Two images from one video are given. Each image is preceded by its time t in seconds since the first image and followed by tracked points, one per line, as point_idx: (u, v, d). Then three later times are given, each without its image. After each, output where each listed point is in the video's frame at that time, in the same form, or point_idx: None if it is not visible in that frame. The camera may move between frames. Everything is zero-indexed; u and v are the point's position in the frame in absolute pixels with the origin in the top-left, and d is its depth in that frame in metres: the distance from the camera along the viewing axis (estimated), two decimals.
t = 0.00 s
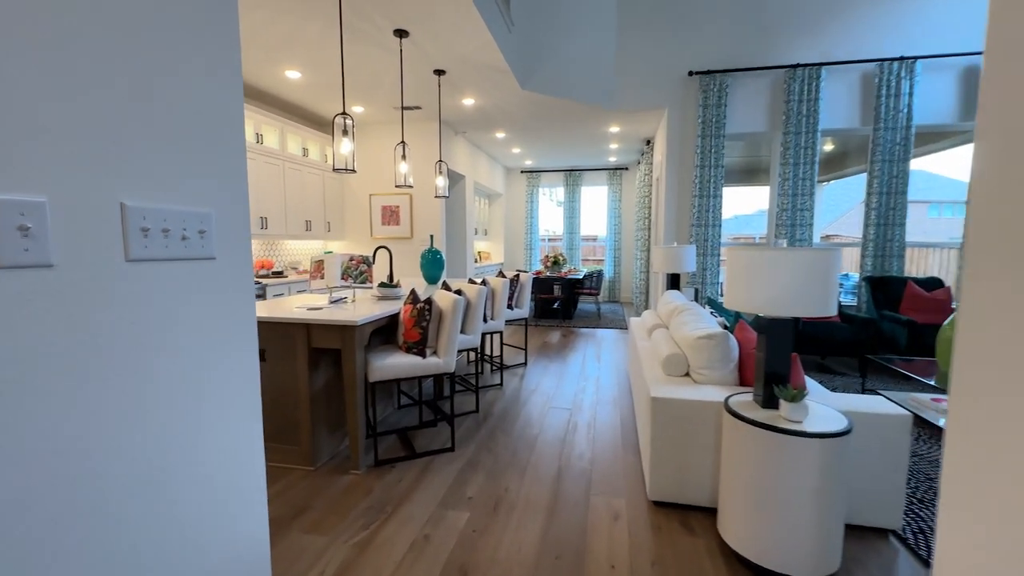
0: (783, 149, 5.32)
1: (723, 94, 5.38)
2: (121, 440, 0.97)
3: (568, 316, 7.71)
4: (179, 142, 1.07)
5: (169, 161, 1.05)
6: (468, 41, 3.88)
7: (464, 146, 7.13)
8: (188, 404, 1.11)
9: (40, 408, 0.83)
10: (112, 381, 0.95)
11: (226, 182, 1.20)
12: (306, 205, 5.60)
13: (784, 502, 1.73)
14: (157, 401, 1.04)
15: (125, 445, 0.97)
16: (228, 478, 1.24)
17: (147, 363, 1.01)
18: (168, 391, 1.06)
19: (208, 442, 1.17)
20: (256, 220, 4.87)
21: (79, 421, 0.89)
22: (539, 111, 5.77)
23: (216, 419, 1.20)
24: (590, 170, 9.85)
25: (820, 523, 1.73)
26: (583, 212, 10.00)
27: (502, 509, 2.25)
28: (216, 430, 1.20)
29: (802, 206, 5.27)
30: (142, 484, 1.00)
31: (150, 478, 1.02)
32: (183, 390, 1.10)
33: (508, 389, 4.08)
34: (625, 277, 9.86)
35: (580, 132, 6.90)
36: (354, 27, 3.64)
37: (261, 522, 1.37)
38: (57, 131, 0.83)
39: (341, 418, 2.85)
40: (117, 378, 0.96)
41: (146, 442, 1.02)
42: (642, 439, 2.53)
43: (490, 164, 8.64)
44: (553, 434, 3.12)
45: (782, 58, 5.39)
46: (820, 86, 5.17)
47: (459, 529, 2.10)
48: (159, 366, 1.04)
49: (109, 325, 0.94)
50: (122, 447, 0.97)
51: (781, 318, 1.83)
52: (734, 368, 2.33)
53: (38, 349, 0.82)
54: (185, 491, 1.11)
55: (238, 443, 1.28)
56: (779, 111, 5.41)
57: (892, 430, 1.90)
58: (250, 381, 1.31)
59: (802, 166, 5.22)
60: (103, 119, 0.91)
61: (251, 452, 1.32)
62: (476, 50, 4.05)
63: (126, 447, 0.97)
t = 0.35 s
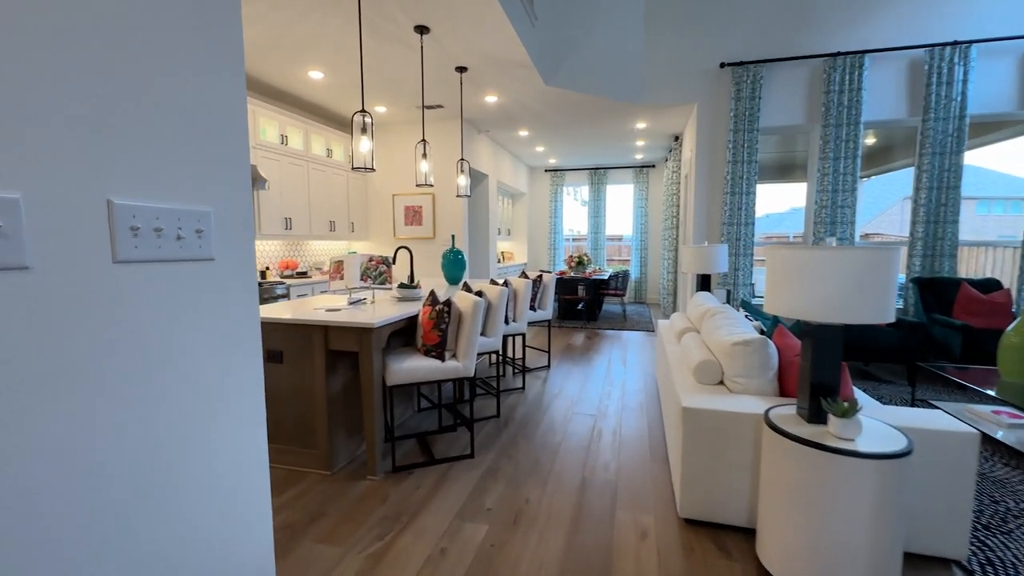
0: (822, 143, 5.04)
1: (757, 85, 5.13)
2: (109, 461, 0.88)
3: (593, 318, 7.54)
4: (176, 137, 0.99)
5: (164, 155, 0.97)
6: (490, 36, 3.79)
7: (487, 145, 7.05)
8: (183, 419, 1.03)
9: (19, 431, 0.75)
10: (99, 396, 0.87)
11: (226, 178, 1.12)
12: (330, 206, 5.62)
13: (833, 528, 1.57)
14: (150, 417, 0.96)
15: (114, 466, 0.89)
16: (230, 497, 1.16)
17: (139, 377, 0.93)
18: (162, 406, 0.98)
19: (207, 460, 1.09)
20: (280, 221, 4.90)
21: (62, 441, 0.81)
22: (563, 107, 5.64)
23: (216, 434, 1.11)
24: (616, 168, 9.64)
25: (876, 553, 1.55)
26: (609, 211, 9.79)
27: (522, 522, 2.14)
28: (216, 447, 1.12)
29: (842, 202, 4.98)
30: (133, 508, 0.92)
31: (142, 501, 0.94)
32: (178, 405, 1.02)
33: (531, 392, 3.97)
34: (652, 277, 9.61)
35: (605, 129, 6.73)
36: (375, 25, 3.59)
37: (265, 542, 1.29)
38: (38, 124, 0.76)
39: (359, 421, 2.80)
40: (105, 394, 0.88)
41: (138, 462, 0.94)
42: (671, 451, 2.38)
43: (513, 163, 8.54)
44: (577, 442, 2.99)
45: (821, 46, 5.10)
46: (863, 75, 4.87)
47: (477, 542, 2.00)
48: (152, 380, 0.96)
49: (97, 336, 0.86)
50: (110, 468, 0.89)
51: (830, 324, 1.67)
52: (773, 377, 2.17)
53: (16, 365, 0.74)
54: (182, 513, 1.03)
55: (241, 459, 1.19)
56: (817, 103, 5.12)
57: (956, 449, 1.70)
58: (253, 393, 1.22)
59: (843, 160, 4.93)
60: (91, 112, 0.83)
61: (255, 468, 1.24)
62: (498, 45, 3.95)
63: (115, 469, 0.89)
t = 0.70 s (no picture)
0: (862, 137, 4.74)
1: (790, 77, 4.86)
2: (75, 486, 0.80)
3: (616, 320, 7.35)
4: (155, 131, 0.91)
5: (140, 150, 0.89)
6: (509, 31, 3.68)
7: (507, 144, 6.95)
8: (164, 437, 0.95)
9: None
10: (65, 415, 0.78)
11: (213, 175, 1.04)
12: (350, 207, 5.63)
13: (886, 563, 1.40)
14: (125, 436, 0.88)
15: (82, 491, 0.81)
16: (218, 521, 1.07)
17: (111, 392, 0.85)
18: (139, 424, 0.90)
19: (191, 481, 1.01)
20: (300, 222, 4.90)
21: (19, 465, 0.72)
22: (585, 104, 5.49)
23: (202, 454, 1.03)
24: (639, 166, 9.41)
25: None
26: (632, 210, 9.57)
27: (537, 540, 2.03)
28: (203, 467, 1.03)
29: (884, 200, 4.68)
30: (107, 535, 0.85)
31: (116, 529, 0.86)
32: (158, 422, 0.94)
33: (550, 398, 3.84)
34: (677, 279, 9.35)
35: (630, 126, 6.55)
36: (391, 23, 3.53)
37: (258, 566, 1.20)
38: None
39: (370, 427, 2.73)
40: (71, 412, 0.79)
41: (109, 486, 0.85)
42: (698, 466, 2.22)
43: (534, 163, 8.41)
44: (597, 452, 2.85)
45: (861, 34, 4.81)
46: (907, 64, 4.57)
47: (489, 560, 1.89)
48: (126, 396, 0.88)
49: (63, 347, 0.78)
50: (78, 493, 0.80)
51: (879, 336, 1.50)
52: (810, 389, 1.99)
53: None
54: (163, 539, 0.94)
55: (231, 479, 1.11)
56: (856, 95, 4.83)
57: None
58: (244, 407, 1.14)
59: (885, 155, 4.63)
60: (55, 101, 0.75)
61: (247, 488, 1.15)
62: (518, 41, 3.85)
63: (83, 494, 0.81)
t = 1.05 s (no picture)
0: (898, 130, 4.49)
1: (821, 69, 4.63)
2: (49, 508, 0.74)
3: (635, 321, 7.19)
4: (140, 124, 0.85)
5: (122, 144, 0.83)
6: (526, 25, 3.58)
7: (525, 142, 6.85)
8: (151, 451, 0.88)
9: None
10: (37, 432, 0.72)
11: (206, 172, 0.98)
12: (367, 206, 5.62)
13: None
14: (106, 452, 0.81)
15: (58, 513, 0.75)
16: (211, 540, 1.01)
17: (89, 405, 0.79)
18: (122, 439, 0.84)
19: (182, 498, 0.94)
20: (317, 221, 4.89)
21: None
22: (604, 100, 5.36)
23: (194, 468, 0.97)
24: (660, 164, 9.20)
25: None
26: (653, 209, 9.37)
27: (551, 553, 1.93)
28: (194, 482, 0.97)
29: (922, 196, 4.42)
30: (85, 559, 0.78)
31: (95, 552, 0.80)
32: (143, 436, 0.87)
33: (567, 401, 3.74)
34: (699, 278, 9.13)
35: (650, 122, 6.37)
36: (406, 19, 3.47)
37: None
38: None
39: (382, 431, 2.67)
40: (44, 428, 0.73)
41: (90, 507, 0.79)
42: (723, 479, 2.09)
43: (552, 160, 8.29)
44: (615, 460, 2.74)
45: (898, 21, 4.55)
46: (949, 52, 4.29)
47: None
48: (107, 408, 0.81)
49: (34, 358, 0.71)
50: (53, 515, 0.74)
51: (924, 345, 1.37)
52: (848, 400, 1.85)
53: None
54: (149, 562, 0.88)
55: (226, 494, 1.04)
56: (893, 86, 4.58)
57: None
58: (239, 417, 1.07)
59: (923, 149, 4.38)
60: (25, 92, 0.69)
61: (244, 503, 1.09)
62: (535, 35, 3.74)
63: (57, 516, 0.75)
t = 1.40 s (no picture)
0: (932, 124, 4.27)
1: (850, 60, 4.43)
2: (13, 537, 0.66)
3: (651, 323, 7.04)
4: (119, 109, 0.77)
5: (97, 133, 0.75)
6: (541, 18, 3.48)
7: (539, 140, 6.76)
8: (130, 470, 0.81)
9: None
10: None
11: (195, 164, 0.90)
12: (380, 205, 5.58)
13: None
14: (76, 473, 0.73)
15: (20, 543, 0.67)
16: (198, 564, 0.92)
17: (60, 418, 0.71)
18: (96, 458, 0.76)
19: (165, 520, 0.86)
20: (330, 220, 4.86)
21: None
22: (621, 96, 5.23)
23: (176, 491, 0.88)
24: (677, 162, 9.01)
25: None
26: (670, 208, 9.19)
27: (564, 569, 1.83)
28: (177, 504, 0.88)
29: (957, 193, 4.20)
30: None
31: None
32: (122, 452, 0.79)
33: (581, 406, 3.63)
34: (717, 279, 8.92)
35: (668, 119, 6.21)
36: (418, 14, 3.39)
37: None
38: None
39: (391, 435, 2.60)
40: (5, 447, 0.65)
41: (59, 531, 0.71)
42: (749, 494, 1.96)
43: (567, 159, 8.16)
44: (632, 468, 2.63)
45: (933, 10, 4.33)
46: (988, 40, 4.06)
47: None
48: (80, 424, 0.74)
49: None
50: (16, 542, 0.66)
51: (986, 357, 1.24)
52: (887, 412, 1.71)
53: None
54: None
55: (216, 511, 0.96)
56: (926, 77, 4.36)
57: None
58: (231, 429, 0.99)
59: (959, 143, 4.16)
60: None
61: (237, 523, 1.00)
62: (550, 29, 3.64)
63: (21, 542, 0.67)
